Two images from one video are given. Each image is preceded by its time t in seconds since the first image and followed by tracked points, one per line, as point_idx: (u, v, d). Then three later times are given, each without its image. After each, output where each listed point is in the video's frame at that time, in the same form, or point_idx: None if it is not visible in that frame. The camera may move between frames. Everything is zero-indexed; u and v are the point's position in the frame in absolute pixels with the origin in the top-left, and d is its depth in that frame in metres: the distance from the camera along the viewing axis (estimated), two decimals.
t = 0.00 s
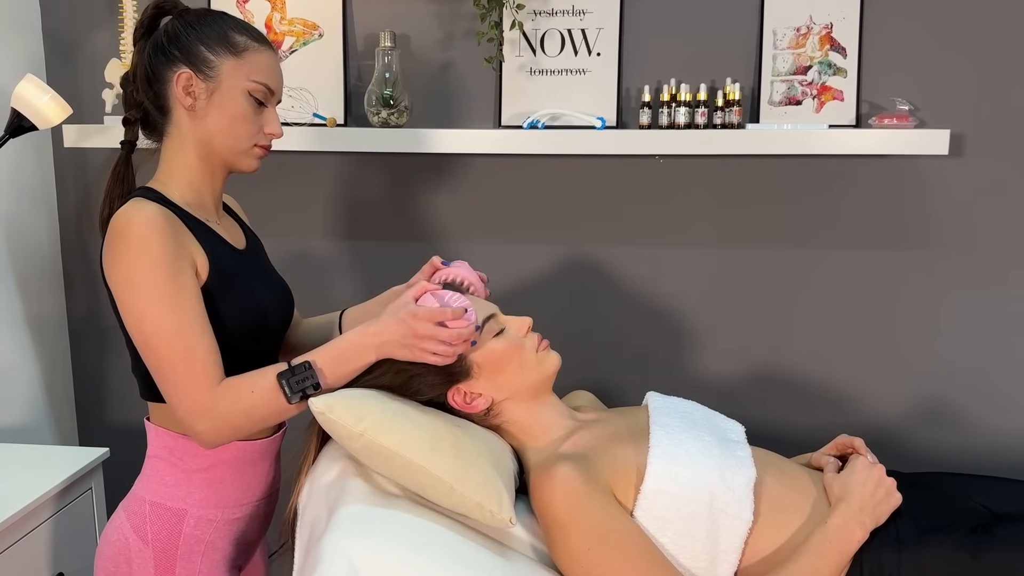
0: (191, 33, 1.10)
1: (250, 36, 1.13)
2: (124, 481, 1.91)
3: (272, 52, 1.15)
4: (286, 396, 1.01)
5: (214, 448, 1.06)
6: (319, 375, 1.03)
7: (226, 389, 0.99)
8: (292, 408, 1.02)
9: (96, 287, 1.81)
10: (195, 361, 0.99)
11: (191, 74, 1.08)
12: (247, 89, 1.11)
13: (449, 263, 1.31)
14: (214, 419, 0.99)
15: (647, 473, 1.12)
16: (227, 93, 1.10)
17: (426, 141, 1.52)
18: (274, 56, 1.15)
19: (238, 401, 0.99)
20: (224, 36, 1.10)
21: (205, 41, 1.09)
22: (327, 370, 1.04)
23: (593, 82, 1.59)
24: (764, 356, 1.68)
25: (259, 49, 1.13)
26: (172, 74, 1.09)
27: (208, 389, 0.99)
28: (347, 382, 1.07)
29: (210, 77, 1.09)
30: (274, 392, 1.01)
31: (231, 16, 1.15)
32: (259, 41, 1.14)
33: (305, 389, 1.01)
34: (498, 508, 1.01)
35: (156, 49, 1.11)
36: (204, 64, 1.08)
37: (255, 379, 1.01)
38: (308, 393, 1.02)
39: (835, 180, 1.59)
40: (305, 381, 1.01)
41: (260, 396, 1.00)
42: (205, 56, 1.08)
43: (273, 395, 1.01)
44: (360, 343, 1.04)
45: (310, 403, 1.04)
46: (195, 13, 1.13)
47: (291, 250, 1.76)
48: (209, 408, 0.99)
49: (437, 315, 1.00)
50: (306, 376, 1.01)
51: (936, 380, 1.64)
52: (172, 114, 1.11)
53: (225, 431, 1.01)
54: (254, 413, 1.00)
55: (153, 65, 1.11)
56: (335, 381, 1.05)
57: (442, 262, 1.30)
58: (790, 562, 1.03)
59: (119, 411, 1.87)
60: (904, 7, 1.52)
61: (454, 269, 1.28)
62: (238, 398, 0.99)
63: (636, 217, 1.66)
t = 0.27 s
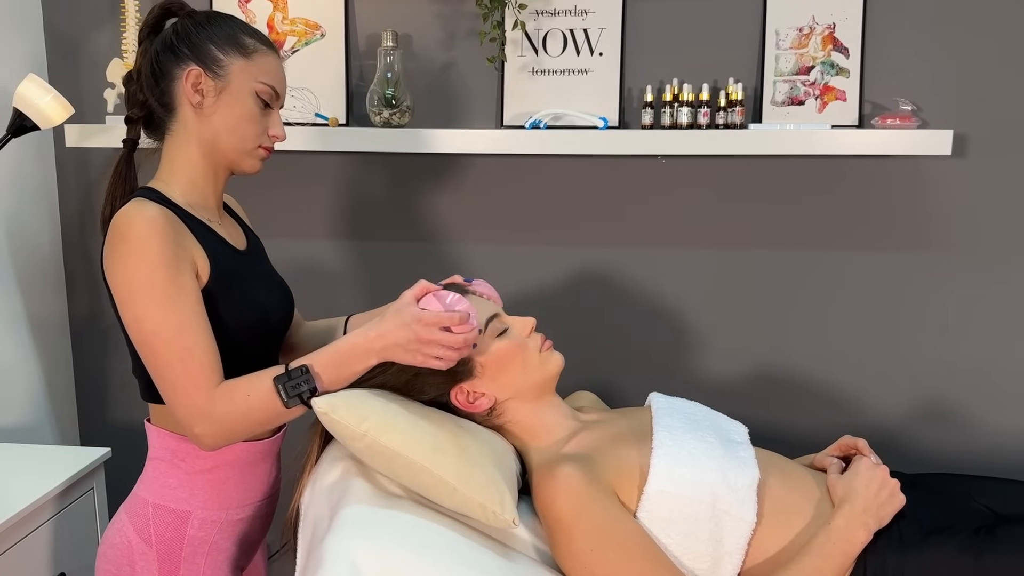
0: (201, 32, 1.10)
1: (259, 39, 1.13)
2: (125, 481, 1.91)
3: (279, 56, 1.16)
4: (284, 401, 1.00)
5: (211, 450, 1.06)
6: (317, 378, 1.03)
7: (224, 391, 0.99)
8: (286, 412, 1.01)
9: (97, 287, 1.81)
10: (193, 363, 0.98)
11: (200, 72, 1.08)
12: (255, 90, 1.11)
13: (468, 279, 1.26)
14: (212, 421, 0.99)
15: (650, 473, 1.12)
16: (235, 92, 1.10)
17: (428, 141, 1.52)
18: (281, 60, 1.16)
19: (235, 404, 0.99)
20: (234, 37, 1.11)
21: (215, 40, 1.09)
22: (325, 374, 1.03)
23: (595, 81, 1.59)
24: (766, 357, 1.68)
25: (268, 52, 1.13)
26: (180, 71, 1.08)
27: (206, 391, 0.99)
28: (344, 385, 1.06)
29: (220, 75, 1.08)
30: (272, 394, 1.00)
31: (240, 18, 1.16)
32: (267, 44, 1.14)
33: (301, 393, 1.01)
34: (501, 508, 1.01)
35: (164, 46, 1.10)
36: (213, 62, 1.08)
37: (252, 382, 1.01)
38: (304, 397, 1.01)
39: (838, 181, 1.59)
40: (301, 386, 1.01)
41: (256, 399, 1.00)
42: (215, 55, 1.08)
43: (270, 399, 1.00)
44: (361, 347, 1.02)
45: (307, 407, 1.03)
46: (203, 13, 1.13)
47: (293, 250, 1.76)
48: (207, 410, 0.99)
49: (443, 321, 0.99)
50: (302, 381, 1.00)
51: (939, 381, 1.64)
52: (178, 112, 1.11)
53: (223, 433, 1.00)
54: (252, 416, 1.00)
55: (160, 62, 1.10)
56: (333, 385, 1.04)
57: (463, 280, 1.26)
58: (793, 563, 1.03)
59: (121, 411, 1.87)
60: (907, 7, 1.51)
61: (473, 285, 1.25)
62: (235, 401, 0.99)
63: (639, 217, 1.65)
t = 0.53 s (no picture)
0: (205, 31, 1.10)
1: (263, 39, 1.14)
2: (126, 481, 1.91)
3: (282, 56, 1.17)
4: (292, 407, 1.03)
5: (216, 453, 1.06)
6: (327, 384, 1.05)
7: (233, 396, 1.00)
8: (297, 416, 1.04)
9: (98, 287, 1.81)
10: (202, 367, 0.99)
11: (205, 71, 1.07)
12: (259, 90, 1.11)
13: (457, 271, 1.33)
14: (220, 426, 1.00)
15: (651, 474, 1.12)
16: (240, 92, 1.10)
17: (429, 141, 1.52)
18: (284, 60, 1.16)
19: (245, 408, 1.00)
20: (238, 37, 1.11)
21: (219, 40, 1.09)
22: (335, 379, 1.05)
23: (596, 81, 1.59)
24: (768, 357, 1.68)
25: (272, 53, 1.14)
26: (183, 70, 1.08)
27: (214, 396, 0.99)
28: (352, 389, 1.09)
29: (224, 75, 1.08)
30: (282, 400, 1.02)
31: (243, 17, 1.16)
32: (270, 44, 1.15)
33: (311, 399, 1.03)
34: (502, 509, 1.01)
35: (168, 45, 1.10)
36: (218, 62, 1.08)
37: (261, 387, 1.02)
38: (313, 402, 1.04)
39: (839, 181, 1.59)
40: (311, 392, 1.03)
41: (268, 403, 1.02)
42: (219, 54, 1.08)
43: (280, 403, 1.02)
44: (369, 354, 1.04)
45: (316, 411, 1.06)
46: (206, 12, 1.13)
47: (294, 250, 1.76)
48: (215, 415, 0.99)
49: (449, 336, 1.00)
50: (311, 387, 1.03)
51: (940, 381, 1.64)
52: (181, 110, 1.10)
53: (231, 437, 1.01)
54: (260, 420, 1.01)
55: (163, 61, 1.10)
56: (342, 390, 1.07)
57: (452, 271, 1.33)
58: (795, 564, 1.02)
59: (122, 411, 1.87)
60: (909, 7, 1.51)
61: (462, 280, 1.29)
62: (245, 405, 1.00)
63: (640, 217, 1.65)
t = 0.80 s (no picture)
0: (205, 29, 1.10)
1: (263, 37, 1.13)
2: (127, 482, 1.91)
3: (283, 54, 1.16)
4: (290, 409, 1.02)
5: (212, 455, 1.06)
6: (322, 386, 1.05)
7: (229, 398, 1.00)
8: (293, 418, 1.04)
9: (99, 287, 1.81)
10: (199, 370, 0.99)
11: (205, 70, 1.07)
12: (259, 88, 1.11)
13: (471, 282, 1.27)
14: (216, 428, 1.00)
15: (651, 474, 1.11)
16: (240, 91, 1.10)
17: (429, 141, 1.51)
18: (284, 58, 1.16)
19: (240, 411, 1.00)
20: (238, 35, 1.10)
21: (219, 38, 1.09)
22: (331, 381, 1.05)
23: (597, 81, 1.58)
24: (768, 357, 1.68)
25: (272, 50, 1.14)
26: (183, 68, 1.08)
27: (211, 399, 0.99)
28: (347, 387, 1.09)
29: (225, 73, 1.08)
30: (277, 402, 1.02)
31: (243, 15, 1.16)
32: (271, 42, 1.15)
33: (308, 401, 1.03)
34: (502, 509, 1.01)
35: (167, 43, 1.10)
36: (218, 60, 1.08)
37: (256, 390, 1.02)
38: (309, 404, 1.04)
39: (840, 181, 1.59)
40: (308, 394, 1.03)
41: (262, 406, 1.01)
42: (219, 52, 1.08)
43: (275, 406, 1.02)
44: (364, 356, 1.04)
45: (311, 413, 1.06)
46: (206, 10, 1.13)
47: (295, 250, 1.76)
48: (211, 417, 0.99)
49: (444, 340, 0.99)
50: (308, 389, 1.03)
51: (941, 381, 1.64)
52: (181, 110, 1.10)
53: (226, 440, 1.01)
54: (255, 424, 1.01)
55: (163, 59, 1.10)
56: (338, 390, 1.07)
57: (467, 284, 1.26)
58: (795, 565, 1.02)
59: (122, 411, 1.87)
60: (910, 7, 1.51)
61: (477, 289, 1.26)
62: (240, 408, 1.00)
63: (641, 216, 1.65)
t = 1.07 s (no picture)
0: (203, 28, 1.10)
1: (262, 35, 1.13)
2: (127, 481, 1.91)
3: (282, 52, 1.16)
4: (285, 414, 1.03)
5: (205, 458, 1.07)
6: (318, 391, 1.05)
7: (225, 403, 1.01)
8: (289, 423, 1.05)
9: (99, 286, 1.81)
10: (196, 374, 0.99)
11: (203, 70, 1.07)
12: (258, 87, 1.11)
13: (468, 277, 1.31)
14: (210, 433, 1.00)
15: (651, 473, 1.11)
16: (239, 91, 1.09)
17: (429, 140, 1.51)
18: (284, 56, 1.15)
19: (235, 416, 1.01)
20: (237, 34, 1.10)
21: (217, 37, 1.09)
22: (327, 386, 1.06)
23: (597, 81, 1.58)
24: (769, 357, 1.68)
25: (271, 49, 1.13)
26: (182, 68, 1.08)
27: (207, 403, 1.00)
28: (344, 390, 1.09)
29: (223, 73, 1.08)
30: (273, 406, 1.02)
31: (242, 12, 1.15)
32: (270, 40, 1.14)
33: (303, 407, 1.04)
34: (502, 509, 1.01)
35: (166, 42, 1.10)
36: (216, 59, 1.08)
37: (251, 393, 1.02)
38: (304, 410, 1.05)
39: (841, 181, 1.59)
40: (302, 401, 1.04)
41: (258, 410, 1.02)
42: (217, 52, 1.08)
43: (270, 412, 1.02)
44: (361, 360, 1.04)
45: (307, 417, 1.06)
46: (205, 7, 1.13)
47: (295, 249, 1.76)
48: (206, 421, 1.00)
49: (441, 348, 0.99)
50: (303, 396, 1.03)
51: (941, 381, 1.64)
52: (180, 110, 1.10)
53: (221, 444, 1.02)
54: (249, 429, 1.02)
55: (161, 59, 1.10)
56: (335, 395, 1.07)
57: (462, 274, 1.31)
58: (795, 565, 1.02)
59: (122, 410, 1.87)
60: (911, 6, 1.51)
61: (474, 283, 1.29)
62: (235, 413, 1.01)
63: (641, 216, 1.65)
